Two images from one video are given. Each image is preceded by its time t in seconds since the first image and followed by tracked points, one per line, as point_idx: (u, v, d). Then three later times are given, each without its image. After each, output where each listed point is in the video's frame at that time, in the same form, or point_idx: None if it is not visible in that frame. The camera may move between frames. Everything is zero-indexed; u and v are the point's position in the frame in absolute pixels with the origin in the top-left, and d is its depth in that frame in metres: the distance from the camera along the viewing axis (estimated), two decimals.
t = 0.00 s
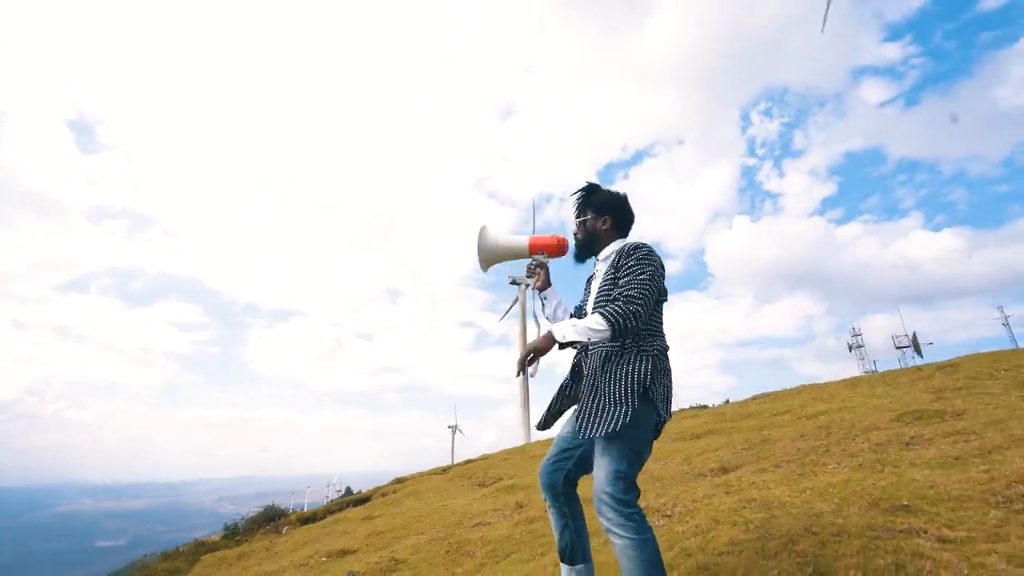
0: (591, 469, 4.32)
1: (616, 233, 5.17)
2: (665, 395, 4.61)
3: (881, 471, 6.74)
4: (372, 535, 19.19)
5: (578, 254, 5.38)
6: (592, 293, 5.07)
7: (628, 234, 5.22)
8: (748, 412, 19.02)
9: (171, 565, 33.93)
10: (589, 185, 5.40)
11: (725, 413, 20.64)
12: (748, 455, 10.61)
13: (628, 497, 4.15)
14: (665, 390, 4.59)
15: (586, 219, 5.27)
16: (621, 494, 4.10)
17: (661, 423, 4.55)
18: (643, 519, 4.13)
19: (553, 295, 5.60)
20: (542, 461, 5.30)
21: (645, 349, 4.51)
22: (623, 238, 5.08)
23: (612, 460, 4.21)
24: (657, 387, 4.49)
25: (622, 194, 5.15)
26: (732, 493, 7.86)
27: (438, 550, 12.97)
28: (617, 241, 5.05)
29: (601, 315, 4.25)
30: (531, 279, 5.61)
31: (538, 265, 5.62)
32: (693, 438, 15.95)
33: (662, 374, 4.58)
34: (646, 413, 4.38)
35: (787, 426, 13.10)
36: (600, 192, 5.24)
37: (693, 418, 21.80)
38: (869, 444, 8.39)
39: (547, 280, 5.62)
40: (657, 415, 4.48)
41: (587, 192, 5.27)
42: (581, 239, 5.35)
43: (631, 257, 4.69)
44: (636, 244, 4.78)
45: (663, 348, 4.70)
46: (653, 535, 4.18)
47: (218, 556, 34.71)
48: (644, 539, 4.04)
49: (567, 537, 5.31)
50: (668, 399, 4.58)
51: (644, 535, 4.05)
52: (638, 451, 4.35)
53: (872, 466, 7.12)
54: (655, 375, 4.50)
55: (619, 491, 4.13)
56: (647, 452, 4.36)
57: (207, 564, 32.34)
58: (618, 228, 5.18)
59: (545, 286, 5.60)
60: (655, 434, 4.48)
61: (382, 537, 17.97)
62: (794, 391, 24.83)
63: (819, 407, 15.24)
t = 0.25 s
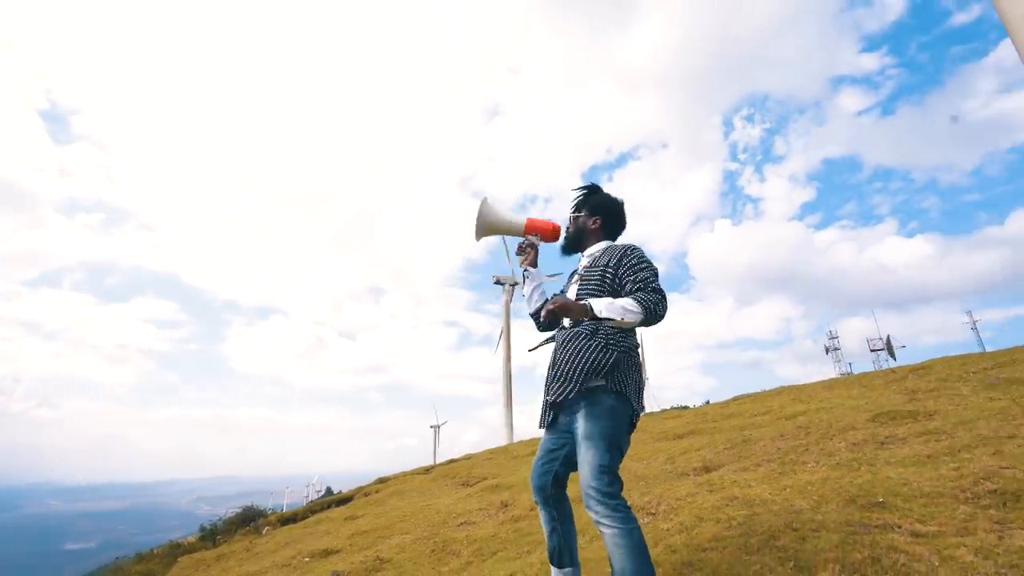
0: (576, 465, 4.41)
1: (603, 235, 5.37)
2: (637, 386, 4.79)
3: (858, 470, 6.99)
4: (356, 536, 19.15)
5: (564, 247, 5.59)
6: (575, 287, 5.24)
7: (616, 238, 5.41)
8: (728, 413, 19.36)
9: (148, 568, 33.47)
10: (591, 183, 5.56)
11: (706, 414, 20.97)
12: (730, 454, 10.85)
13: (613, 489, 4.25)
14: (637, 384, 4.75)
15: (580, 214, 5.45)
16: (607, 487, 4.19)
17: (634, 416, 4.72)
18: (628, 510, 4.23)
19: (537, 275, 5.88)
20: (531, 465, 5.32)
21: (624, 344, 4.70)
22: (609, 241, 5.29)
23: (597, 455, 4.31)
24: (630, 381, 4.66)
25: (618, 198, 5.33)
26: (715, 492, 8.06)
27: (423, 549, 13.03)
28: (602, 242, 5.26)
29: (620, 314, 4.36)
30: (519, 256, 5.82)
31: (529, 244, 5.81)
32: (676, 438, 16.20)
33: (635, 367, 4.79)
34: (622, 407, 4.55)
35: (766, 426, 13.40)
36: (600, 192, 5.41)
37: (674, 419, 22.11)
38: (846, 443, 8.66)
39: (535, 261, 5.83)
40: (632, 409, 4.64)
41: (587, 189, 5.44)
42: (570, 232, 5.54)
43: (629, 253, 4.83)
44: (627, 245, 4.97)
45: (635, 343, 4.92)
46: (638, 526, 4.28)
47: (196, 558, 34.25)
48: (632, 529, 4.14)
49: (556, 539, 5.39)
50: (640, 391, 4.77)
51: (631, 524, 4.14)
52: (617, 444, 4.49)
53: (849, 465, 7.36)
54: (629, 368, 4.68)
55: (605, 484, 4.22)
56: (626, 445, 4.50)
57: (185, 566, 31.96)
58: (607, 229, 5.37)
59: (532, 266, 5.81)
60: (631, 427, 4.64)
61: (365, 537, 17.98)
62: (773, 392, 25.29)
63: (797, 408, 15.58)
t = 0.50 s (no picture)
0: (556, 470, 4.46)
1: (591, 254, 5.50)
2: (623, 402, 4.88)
3: (841, 469, 7.19)
4: (344, 536, 19.13)
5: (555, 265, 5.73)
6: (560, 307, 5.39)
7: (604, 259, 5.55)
8: (713, 414, 19.63)
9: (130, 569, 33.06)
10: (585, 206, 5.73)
11: (691, 414, 21.24)
12: (716, 454, 11.05)
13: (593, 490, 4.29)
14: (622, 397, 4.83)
15: (570, 234, 5.60)
16: (585, 487, 4.24)
17: (616, 427, 4.80)
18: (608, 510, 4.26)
19: (531, 289, 6.05)
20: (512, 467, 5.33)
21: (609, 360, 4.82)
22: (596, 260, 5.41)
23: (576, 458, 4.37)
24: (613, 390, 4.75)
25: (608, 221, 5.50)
26: (702, 491, 8.23)
27: (413, 548, 13.08)
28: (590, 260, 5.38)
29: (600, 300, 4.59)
30: (517, 269, 6.09)
31: (525, 259, 6.06)
32: (663, 439, 16.40)
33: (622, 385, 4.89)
34: (603, 414, 4.62)
35: (751, 427, 13.64)
36: (591, 216, 5.58)
37: (661, 419, 22.34)
38: (829, 443, 8.89)
39: (531, 275, 6.09)
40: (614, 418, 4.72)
41: (579, 211, 5.61)
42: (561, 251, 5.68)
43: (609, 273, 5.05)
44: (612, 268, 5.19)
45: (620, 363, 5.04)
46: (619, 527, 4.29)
47: (179, 559, 33.91)
48: (612, 526, 4.16)
49: (538, 539, 5.33)
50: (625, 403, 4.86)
51: (611, 522, 4.17)
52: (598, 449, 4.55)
53: (832, 464, 7.57)
54: (615, 383, 4.79)
55: (584, 485, 4.28)
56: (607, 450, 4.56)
57: (167, 568, 31.62)
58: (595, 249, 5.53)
59: (528, 279, 6.06)
60: (613, 434, 4.70)
61: (353, 537, 17.97)
62: (757, 393, 25.64)
63: (781, 409, 15.86)
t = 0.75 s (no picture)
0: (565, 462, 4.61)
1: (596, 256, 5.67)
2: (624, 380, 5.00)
3: (825, 468, 7.44)
4: (332, 536, 19.16)
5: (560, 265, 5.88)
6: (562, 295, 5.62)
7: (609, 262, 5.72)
8: (700, 415, 19.92)
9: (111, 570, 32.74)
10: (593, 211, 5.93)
11: (678, 415, 21.53)
12: (704, 454, 11.29)
13: (600, 485, 4.45)
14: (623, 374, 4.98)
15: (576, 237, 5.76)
16: (594, 483, 4.40)
17: (621, 414, 4.91)
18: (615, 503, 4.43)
19: (537, 289, 6.36)
20: (525, 464, 5.59)
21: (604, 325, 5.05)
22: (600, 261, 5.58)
23: (585, 453, 4.50)
24: (615, 367, 4.91)
25: (614, 225, 5.69)
26: (692, 490, 8.44)
27: (403, 548, 13.19)
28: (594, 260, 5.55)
29: (580, 222, 4.97)
30: (522, 271, 6.42)
31: (530, 262, 6.37)
32: (650, 439, 16.64)
33: (620, 356, 5.06)
34: (609, 405, 4.75)
35: (738, 428, 13.91)
36: (598, 219, 5.77)
37: (648, 420, 22.62)
38: (814, 444, 9.14)
39: (536, 276, 6.39)
40: (620, 404, 4.85)
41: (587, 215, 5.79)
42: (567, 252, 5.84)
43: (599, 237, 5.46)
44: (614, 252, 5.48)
45: (621, 335, 5.22)
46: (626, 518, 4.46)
47: (162, 560, 33.66)
48: (619, 521, 4.33)
49: (547, 535, 5.57)
50: (627, 386, 4.98)
51: (618, 517, 4.33)
52: (605, 441, 4.67)
53: (817, 464, 7.82)
54: (614, 355, 4.96)
55: (592, 480, 4.43)
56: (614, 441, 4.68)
57: (150, 569, 31.37)
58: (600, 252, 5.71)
59: (533, 281, 6.37)
60: (619, 423, 4.83)
61: (342, 537, 18.02)
62: (742, 395, 26.00)
63: (766, 411, 16.17)
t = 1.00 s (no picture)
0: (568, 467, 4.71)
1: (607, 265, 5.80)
2: (637, 388, 5.14)
3: (816, 468, 7.64)
4: (325, 535, 19.22)
5: (570, 273, 5.98)
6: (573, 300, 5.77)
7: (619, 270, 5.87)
8: (692, 416, 20.16)
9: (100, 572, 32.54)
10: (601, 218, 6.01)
11: (669, 416, 21.77)
12: (697, 454, 11.49)
13: (602, 491, 4.54)
14: (636, 380, 5.10)
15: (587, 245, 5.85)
16: (595, 489, 4.48)
17: (629, 421, 5.03)
18: (615, 509, 4.51)
19: (546, 297, 6.39)
20: (524, 464, 5.69)
21: (615, 332, 5.18)
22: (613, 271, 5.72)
23: (588, 459, 4.60)
24: (625, 373, 5.03)
25: (623, 233, 5.84)
26: (686, 489, 8.62)
27: (399, 547, 13.30)
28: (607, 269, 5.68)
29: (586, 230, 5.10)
30: (531, 279, 6.43)
31: (540, 269, 6.39)
32: (643, 439, 16.85)
33: (631, 363, 5.17)
34: (615, 412, 4.86)
35: (730, 428, 14.14)
36: (608, 226, 5.88)
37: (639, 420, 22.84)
38: (805, 444, 9.36)
39: (545, 283, 6.44)
40: (627, 410, 4.98)
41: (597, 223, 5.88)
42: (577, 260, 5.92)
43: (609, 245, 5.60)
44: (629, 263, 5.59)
45: (634, 342, 5.34)
46: (626, 524, 4.55)
47: (151, 560, 33.50)
48: (618, 529, 4.41)
49: (543, 535, 5.61)
50: (637, 394, 5.09)
51: (617, 524, 4.41)
52: (610, 448, 4.78)
53: (808, 464, 8.02)
54: (623, 361, 5.08)
55: (593, 486, 4.52)
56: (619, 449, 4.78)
57: (139, 569, 31.24)
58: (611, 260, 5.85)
59: (542, 288, 6.41)
60: (625, 431, 4.94)
61: (335, 537, 18.09)
62: (732, 396, 26.31)
63: (757, 411, 16.42)
